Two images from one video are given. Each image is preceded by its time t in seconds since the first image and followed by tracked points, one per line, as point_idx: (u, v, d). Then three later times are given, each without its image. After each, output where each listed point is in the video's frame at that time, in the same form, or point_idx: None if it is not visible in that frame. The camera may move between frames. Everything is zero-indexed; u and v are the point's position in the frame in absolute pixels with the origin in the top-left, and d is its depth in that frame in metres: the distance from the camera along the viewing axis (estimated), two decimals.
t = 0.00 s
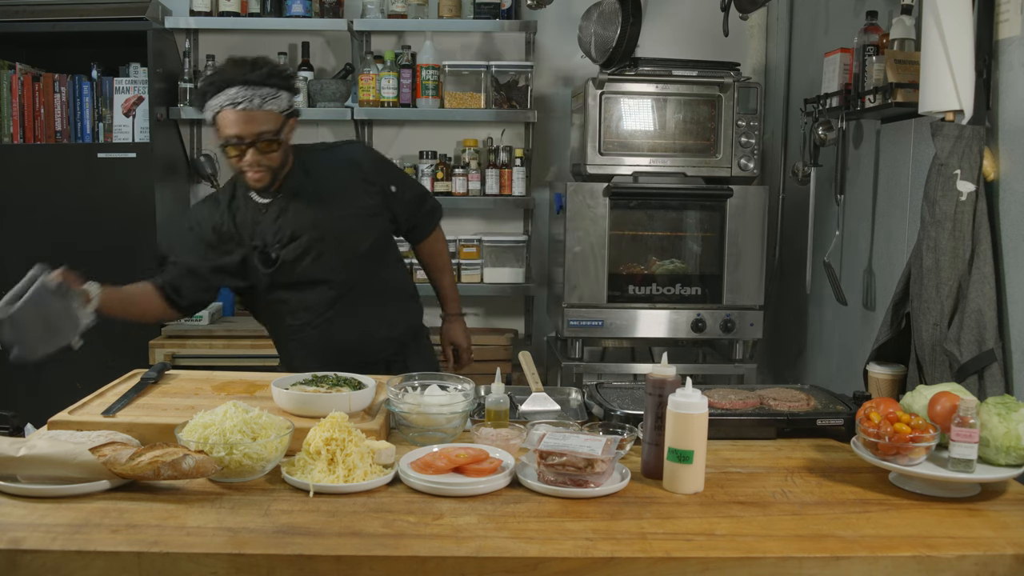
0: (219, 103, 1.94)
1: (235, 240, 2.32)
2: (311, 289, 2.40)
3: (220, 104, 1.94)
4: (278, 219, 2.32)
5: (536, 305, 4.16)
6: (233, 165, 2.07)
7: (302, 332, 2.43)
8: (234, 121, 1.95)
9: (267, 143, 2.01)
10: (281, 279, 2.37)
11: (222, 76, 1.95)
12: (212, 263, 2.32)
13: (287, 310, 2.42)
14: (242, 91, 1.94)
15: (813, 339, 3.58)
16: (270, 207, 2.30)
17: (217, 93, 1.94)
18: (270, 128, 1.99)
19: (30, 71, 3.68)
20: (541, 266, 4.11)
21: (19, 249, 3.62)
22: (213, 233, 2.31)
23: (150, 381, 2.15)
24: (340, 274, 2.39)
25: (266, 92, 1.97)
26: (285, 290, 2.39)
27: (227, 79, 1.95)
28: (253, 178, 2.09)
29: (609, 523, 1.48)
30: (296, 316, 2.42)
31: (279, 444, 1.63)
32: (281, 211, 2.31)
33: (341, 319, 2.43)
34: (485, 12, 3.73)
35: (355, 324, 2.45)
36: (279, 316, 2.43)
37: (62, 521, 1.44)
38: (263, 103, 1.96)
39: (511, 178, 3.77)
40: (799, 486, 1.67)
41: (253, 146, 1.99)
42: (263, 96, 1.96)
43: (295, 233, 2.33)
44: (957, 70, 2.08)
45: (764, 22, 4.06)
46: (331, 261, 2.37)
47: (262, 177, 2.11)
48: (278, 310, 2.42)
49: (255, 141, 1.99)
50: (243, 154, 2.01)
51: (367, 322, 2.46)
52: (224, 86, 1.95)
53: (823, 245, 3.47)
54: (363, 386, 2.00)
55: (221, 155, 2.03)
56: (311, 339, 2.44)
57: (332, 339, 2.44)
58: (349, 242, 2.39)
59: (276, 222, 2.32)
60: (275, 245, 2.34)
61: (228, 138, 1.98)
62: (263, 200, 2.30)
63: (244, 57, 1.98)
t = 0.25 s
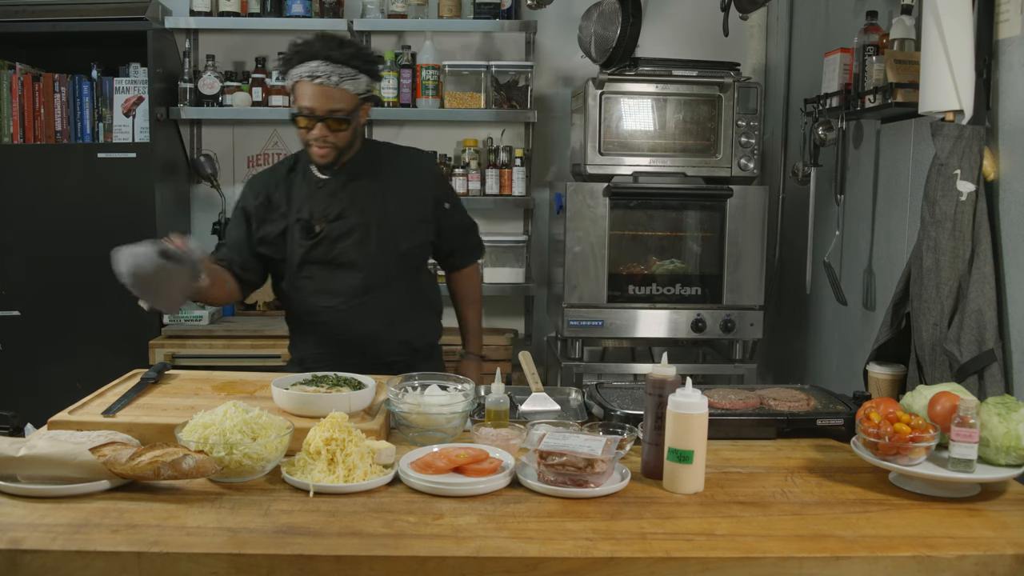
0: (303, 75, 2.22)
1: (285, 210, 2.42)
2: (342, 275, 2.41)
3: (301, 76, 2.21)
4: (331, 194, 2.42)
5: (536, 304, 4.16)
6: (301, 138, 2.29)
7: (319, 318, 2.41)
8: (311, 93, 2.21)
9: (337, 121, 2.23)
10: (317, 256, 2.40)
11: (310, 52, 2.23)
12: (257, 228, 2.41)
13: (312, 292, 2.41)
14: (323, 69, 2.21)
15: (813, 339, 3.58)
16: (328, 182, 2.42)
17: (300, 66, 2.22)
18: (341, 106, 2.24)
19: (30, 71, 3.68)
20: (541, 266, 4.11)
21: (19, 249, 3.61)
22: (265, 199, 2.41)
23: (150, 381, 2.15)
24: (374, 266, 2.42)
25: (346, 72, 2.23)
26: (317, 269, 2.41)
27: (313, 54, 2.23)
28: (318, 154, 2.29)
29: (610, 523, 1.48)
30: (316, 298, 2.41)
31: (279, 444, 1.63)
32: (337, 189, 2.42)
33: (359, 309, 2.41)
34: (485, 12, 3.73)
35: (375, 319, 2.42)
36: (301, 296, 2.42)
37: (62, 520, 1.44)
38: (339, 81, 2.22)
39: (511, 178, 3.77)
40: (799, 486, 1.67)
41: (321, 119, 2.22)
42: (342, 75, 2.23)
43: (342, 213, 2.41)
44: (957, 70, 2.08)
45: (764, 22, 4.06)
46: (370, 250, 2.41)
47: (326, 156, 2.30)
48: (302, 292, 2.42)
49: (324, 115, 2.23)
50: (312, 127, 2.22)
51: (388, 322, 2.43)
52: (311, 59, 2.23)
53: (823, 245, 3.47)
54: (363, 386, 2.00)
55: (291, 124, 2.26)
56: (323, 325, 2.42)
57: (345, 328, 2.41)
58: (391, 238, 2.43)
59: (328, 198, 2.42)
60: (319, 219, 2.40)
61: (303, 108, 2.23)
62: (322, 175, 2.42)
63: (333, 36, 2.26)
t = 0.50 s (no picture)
0: (345, 68, 2.22)
1: (312, 205, 2.41)
2: (370, 274, 2.42)
3: (342, 69, 2.23)
4: (364, 191, 2.42)
5: (536, 304, 4.16)
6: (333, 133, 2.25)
7: (343, 315, 2.41)
8: (350, 87, 2.20)
9: (371, 118, 2.21)
10: (347, 253, 2.40)
11: (352, 47, 2.26)
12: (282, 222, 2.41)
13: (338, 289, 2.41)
14: (366, 64, 2.23)
15: (813, 339, 3.58)
16: (359, 179, 2.41)
17: (343, 60, 2.24)
18: (378, 104, 2.24)
19: (30, 71, 3.68)
20: (541, 266, 4.11)
21: (19, 249, 3.61)
22: (291, 194, 2.40)
23: (150, 381, 2.15)
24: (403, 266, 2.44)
25: (387, 71, 2.26)
26: (345, 266, 2.41)
27: (355, 49, 2.25)
28: (349, 150, 2.25)
29: (610, 523, 1.48)
30: (344, 295, 2.41)
31: (279, 444, 1.63)
32: (369, 188, 2.42)
33: (386, 309, 2.43)
34: (485, 12, 3.73)
35: (399, 319, 2.44)
36: (326, 292, 2.41)
37: (62, 520, 1.44)
38: (378, 78, 2.23)
39: (511, 178, 3.77)
40: (799, 486, 1.67)
41: (358, 114, 2.20)
42: (382, 73, 2.24)
43: (376, 211, 2.42)
44: (957, 70, 2.08)
45: (764, 22, 4.06)
46: (399, 249, 2.44)
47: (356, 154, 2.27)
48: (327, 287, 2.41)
49: (362, 110, 2.21)
50: (346, 121, 2.21)
51: (410, 322, 2.46)
52: (354, 54, 2.25)
53: (823, 245, 3.47)
54: (363, 386, 2.00)
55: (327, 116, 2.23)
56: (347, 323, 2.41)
57: (370, 328, 2.42)
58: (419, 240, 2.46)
59: (362, 196, 2.41)
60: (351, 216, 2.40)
61: (341, 101, 2.21)
62: (355, 171, 2.42)
63: (377, 34, 2.29)
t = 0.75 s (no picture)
0: (311, 68, 2.20)
1: (288, 208, 2.40)
2: (351, 276, 2.45)
3: (309, 69, 2.20)
4: (340, 194, 2.42)
5: (536, 304, 4.16)
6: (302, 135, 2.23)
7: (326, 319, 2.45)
8: (317, 87, 2.18)
9: (341, 117, 2.19)
10: (327, 256, 2.41)
11: (320, 46, 2.25)
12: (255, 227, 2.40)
13: (319, 293, 2.43)
14: (333, 63, 2.21)
15: (813, 339, 3.58)
16: (333, 180, 2.41)
17: (308, 61, 2.21)
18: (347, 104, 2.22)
19: (30, 71, 3.68)
20: (541, 266, 4.11)
21: (19, 249, 3.61)
22: (265, 196, 2.38)
23: (150, 381, 2.15)
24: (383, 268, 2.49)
25: (355, 69, 2.24)
26: (325, 269, 2.42)
27: (323, 49, 2.24)
28: (319, 152, 2.22)
29: (610, 523, 1.48)
30: (326, 300, 2.44)
31: (279, 444, 1.63)
32: (345, 189, 2.42)
33: (369, 314, 2.48)
34: (485, 12, 3.73)
35: (380, 321, 2.50)
36: (306, 296, 2.43)
37: (63, 520, 1.44)
38: (348, 77, 2.21)
39: (511, 178, 3.77)
40: (799, 486, 1.67)
41: (327, 114, 2.18)
42: (351, 72, 2.23)
43: (354, 213, 2.44)
44: (958, 70, 2.08)
45: (764, 22, 4.06)
46: (379, 251, 2.47)
47: (326, 155, 2.24)
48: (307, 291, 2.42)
49: (330, 111, 2.19)
50: (315, 121, 2.18)
51: (390, 323, 2.53)
52: (320, 54, 2.23)
53: (823, 245, 3.47)
54: (364, 386, 2.00)
55: (295, 119, 2.21)
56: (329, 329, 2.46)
57: (354, 332, 2.48)
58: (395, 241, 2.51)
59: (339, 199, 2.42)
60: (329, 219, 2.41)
61: (308, 102, 2.18)
62: (329, 172, 2.40)
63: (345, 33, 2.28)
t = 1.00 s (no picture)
0: (269, 75, 2.17)
1: (256, 214, 2.36)
2: (324, 282, 2.46)
3: (267, 76, 2.16)
4: (311, 200, 2.41)
5: (536, 304, 4.16)
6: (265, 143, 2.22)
7: (302, 326, 2.45)
8: (278, 95, 2.15)
9: (305, 124, 2.17)
10: (300, 263, 2.41)
11: (277, 51, 2.21)
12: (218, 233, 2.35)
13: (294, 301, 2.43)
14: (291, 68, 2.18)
15: (813, 339, 3.58)
16: (302, 185, 2.39)
17: (266, 67, 2.18)
18: (310, 109, 2.20)
19: (30, 72, 3.68)
20: (541, 266, 4.11)
21: (19, 249, 3.61)
22: (232, 202, 2.33)
23: (150, 381, 2.15)
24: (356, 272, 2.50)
25: (314, 73, 2.21)
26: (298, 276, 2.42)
27: (280, 54, 2.20)
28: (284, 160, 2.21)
29: (610, 523, 1.48)
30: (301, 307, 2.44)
31: (279, 444, 1.63)
32: (315, 195, 2.41)
33: (343, 319, 2.50)
34: (485, 12, 3.73)
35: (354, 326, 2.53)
36: (279, 303, 2.42)
37: (62, 520, 1.44)
38: (308, 83, 2.18)
39: (511, 178, 3.77)
40: (799, 486, 1.67)
41: (290, 122, 2.16)
42: (310, 76, 2.20)
43: (326, 219, 2.43)
44: (958, 70, 2.08)
45: (764, 22, 4.06)
46: (352, 255, 2.48)
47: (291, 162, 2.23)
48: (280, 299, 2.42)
49: (293, 118, 2.17)
50: (279, 130, 2.16)
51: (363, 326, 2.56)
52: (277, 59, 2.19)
53: (824, 245, 3.46)
54: (363, 386, 2.00)
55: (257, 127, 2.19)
56: (305, 337, 2.46)
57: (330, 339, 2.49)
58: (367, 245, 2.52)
59: (310, 204, 2.40)
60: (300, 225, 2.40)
61: (270, 111, 2.16)
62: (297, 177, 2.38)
63: (301, 36, 2.26)
